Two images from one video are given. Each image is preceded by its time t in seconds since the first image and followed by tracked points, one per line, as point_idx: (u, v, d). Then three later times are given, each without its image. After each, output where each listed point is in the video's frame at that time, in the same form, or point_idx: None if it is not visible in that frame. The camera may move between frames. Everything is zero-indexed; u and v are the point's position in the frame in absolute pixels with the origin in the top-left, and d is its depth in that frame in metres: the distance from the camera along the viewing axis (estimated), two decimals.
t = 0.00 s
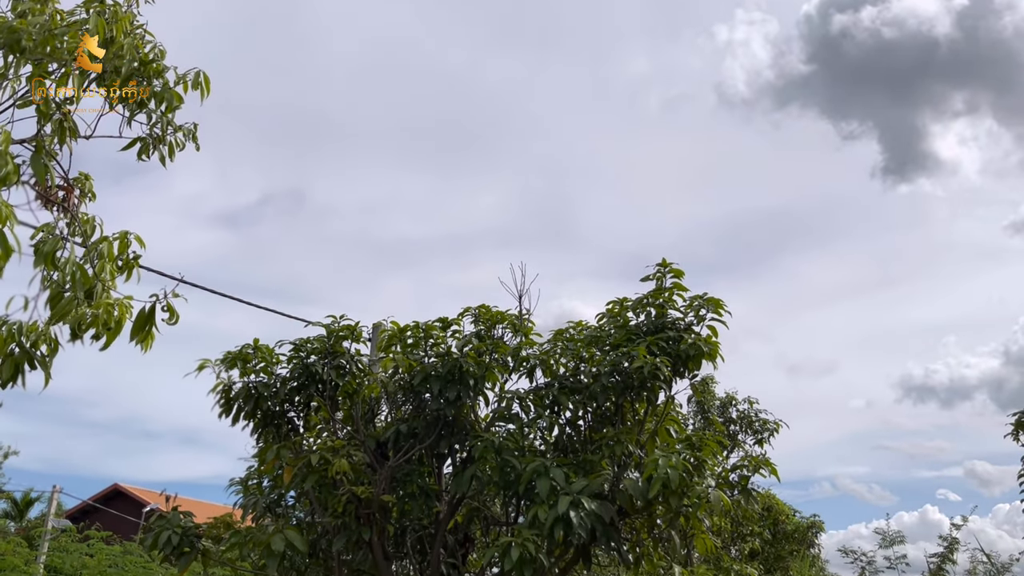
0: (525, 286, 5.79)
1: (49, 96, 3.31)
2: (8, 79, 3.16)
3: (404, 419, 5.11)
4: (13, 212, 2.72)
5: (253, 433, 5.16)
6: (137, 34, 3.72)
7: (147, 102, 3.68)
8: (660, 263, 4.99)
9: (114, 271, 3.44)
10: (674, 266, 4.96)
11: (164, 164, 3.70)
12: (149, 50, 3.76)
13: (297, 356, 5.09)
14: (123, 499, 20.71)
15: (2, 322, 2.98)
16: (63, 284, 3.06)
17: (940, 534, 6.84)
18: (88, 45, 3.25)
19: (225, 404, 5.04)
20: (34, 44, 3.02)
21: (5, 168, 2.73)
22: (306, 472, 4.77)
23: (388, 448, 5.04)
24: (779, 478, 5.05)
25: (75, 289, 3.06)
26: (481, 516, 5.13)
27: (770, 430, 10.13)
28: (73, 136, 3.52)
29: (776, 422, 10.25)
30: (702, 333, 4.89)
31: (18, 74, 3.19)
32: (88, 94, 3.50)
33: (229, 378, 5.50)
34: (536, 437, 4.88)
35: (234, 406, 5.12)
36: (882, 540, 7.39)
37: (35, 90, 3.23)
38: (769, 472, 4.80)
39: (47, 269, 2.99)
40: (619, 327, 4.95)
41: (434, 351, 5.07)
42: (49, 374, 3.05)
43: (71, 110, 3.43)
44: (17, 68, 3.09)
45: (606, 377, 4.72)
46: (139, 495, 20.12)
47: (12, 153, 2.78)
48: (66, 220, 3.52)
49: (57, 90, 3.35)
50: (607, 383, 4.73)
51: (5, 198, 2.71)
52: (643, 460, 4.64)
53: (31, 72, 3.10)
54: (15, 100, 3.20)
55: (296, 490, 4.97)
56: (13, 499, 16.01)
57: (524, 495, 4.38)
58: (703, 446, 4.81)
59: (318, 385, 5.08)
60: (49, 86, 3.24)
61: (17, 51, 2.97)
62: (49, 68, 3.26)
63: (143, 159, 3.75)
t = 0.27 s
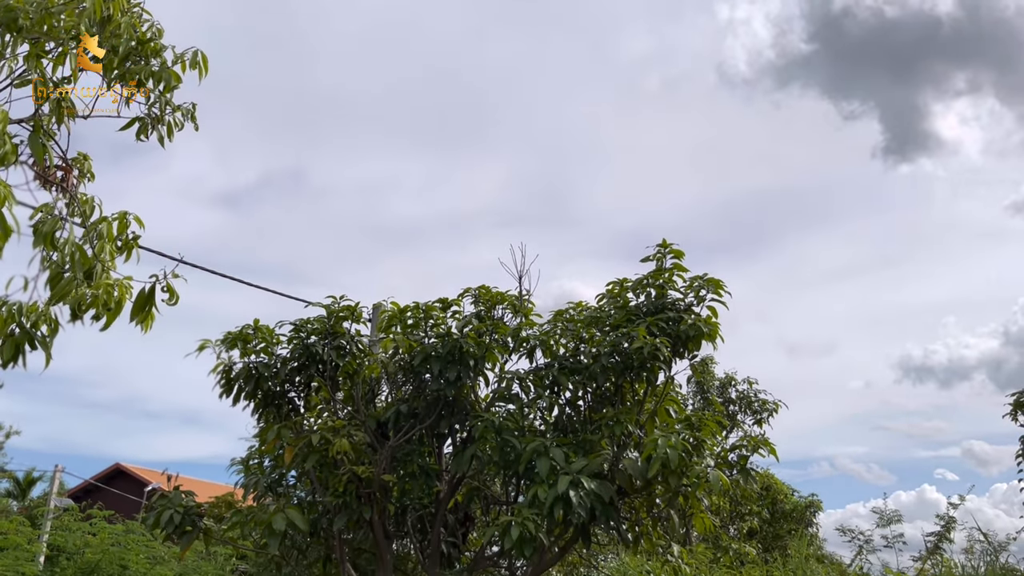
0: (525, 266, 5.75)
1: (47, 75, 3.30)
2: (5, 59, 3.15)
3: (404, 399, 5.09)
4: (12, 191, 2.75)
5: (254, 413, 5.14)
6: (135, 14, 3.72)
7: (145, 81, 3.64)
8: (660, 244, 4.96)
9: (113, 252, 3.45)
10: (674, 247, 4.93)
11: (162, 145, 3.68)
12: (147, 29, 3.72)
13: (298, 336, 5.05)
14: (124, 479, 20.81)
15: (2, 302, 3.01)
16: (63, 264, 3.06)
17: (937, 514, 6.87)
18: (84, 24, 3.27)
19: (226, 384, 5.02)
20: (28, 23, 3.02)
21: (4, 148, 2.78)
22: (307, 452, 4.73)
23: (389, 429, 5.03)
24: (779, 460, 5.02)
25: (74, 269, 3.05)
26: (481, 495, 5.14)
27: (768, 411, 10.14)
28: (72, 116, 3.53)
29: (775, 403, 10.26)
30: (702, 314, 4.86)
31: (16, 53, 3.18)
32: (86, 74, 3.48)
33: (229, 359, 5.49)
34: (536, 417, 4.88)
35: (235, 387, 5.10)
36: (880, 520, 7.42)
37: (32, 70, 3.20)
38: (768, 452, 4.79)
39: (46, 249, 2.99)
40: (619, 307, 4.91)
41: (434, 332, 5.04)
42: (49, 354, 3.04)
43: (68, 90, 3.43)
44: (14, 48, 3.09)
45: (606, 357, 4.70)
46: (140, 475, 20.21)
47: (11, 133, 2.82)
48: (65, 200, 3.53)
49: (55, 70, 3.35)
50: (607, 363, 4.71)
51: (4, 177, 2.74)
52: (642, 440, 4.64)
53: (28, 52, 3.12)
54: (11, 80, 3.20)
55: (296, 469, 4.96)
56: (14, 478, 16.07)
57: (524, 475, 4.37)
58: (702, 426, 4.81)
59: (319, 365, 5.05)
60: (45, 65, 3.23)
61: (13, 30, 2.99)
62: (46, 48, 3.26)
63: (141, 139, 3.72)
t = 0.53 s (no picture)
0: (526, 247, 5.69)
1: (44, 54, 3.21)
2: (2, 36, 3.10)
3: (405, 379, 5.08)
4: (10, 170, 2.68)
5: (255, 392, 5.14)
6: None
7: (144, 60, 3.52)
8: (660, 225, 4.91)
9: (112, 232, 3.36)
10: (675, 227, 4.88)
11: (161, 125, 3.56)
12: (145, 7, 3.63)
13: (299, 316, 5.02)
14: (126, 457, 20.94)
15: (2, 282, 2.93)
16: (63, 244, 2.99)
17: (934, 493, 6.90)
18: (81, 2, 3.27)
19: (227, 363, 5.00)
20: None
21: (2, 127, 2.71)
22: (308, 432, 4.71)
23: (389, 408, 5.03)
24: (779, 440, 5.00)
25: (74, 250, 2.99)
26: (481, 474, 5.15)
27: (768, 390, 10.16)
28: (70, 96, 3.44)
29: (774, 382, 10.28)
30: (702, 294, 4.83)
31: (12, 31, 3.13)
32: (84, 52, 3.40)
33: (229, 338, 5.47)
34: (536, 396, 4.87)
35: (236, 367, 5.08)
36: (877, 498, 7.46)
37: (29, 47, 3.14)
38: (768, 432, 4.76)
39: (45, 229, 2.93)
40: (619, 288, 4.88)
41: (434, 313, 5.01)
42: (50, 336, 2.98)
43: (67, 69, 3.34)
44: (10, 25, 3.05)
45: (606, 337, 4.69)
46: (142, 454, 20.32)
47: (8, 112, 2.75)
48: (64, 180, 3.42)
49: (52, 48, 3.29)
50: (607, 343, 4.69)
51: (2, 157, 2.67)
52: (642, 420, 4.63)
53: (25, 30, 3.10)
54: (8, 58, 3.14)
55: (297, 448, 4.95)
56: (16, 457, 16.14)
57: (524, 454, 4.37)
58: (702, 406, 4.76)
59: (320, 345, 5.04)
60: (42, 43, 3.17)
61: (10, 8, 2.96)
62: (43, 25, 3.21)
63: (140, 119, 3.62)
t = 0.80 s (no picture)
0: (526, 226, 5.65)
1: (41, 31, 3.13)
2: None
3: (406, 358, 5.07)
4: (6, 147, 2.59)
5: (255, 371, 5.12)
6: None
7: (141, 38, 3.44)
8: (661, 204, 4.85)
9: (112, 212, 3.17)
10: (676, 206, 4.82)
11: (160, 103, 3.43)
12: None
13: (299, 296, 4.98)
14: (128, 436, 21.04)
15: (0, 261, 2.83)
16: (62, 224, 2.89)
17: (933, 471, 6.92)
18: None
19: (228, 343, 4.98)
20: None
21: None
22: (309, 410, 4.69)
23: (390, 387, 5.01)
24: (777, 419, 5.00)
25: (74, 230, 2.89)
26: (482, 453, 5.16)
27: (768, 369, 10.17)
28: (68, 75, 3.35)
29: (774, 361, 10.28)
30: (702, 274, 4.79)
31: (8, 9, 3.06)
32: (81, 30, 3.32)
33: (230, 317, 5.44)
34: (536, 375, 4.85)
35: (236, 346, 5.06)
36: (875, 476, 7.48)
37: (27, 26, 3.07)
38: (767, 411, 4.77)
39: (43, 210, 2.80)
40: (619, 268, 4.84)
41: (434, 292, 4.99)
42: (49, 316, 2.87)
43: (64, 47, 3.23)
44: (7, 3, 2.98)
45: (606, 317, 4.68)
46: (144, 433, 20.41)
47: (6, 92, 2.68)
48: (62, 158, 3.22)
49: (48, 26, 3.20)
50: (607, 323, 4.67)
51: None
52: (641, 399, 4.62)
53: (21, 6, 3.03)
54: (4, 37, 3.06)
55: (298, 427, 4.95)
56: (19, 436, 16.19)
57: (524, 433, 4.37)
58: (701, 385, 4.76)
59: (320, 325, 4.96)
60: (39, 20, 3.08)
61: None
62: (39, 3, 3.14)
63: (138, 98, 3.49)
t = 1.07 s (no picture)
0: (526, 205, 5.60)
1: (38, 8, 3.02)
2: None
3: (406, 337, 5.06)
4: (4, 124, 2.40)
5: (256, 350, 5.11)
6: None
7: (137, 14, 3.35)
8: (662, 183, 4.80)
9: (111, 191, 3.09)
10: (677, 185, 4.76)
11: (158, 80, 3.28)
12: None
13: (299, 275, 4.94)
14: (129, 415, 21.12)
15: None
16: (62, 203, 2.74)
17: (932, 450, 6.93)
18: None
19: (228, 322, 4.96)
20: None
21: None
22: (310, 389, 4.67)
23: (391, 366, 5.00)
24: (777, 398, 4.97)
25: (71, 207, 2.76)
26: (482, 431, 5.17)
27: (767, 348, 10.16)
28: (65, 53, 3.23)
29: (774, 340, 10.27)
30: (703, 253, 4.75)
31: None
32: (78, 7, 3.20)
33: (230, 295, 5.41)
34: (536, 354, 4.85)
35: (236, 325, 5.04)
36: (874, 455, 7.50)
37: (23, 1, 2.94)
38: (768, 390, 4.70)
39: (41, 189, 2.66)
40: (619, 247, 4.80)
41: (434, 272, 4.96)
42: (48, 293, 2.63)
43: (61, 24, 3.11)
44: None
45: (606, 297, 4.64)
46: (145, 412, 20.47)
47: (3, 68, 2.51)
48: (59, 136, 3.05)
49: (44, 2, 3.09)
50: (607, 302, 4.65)
51: None
52: (641, 377, 4.61)
53: None
54: None
55: (300, 406, 4.96)
56: (21, 414, 16.22)
57: (524, 411, 4.37)
58: (701, 364, 4.77)
59: (320, 304, 4.91)
60: None
61: None
62: None
63: (135, 76, 3.35)
